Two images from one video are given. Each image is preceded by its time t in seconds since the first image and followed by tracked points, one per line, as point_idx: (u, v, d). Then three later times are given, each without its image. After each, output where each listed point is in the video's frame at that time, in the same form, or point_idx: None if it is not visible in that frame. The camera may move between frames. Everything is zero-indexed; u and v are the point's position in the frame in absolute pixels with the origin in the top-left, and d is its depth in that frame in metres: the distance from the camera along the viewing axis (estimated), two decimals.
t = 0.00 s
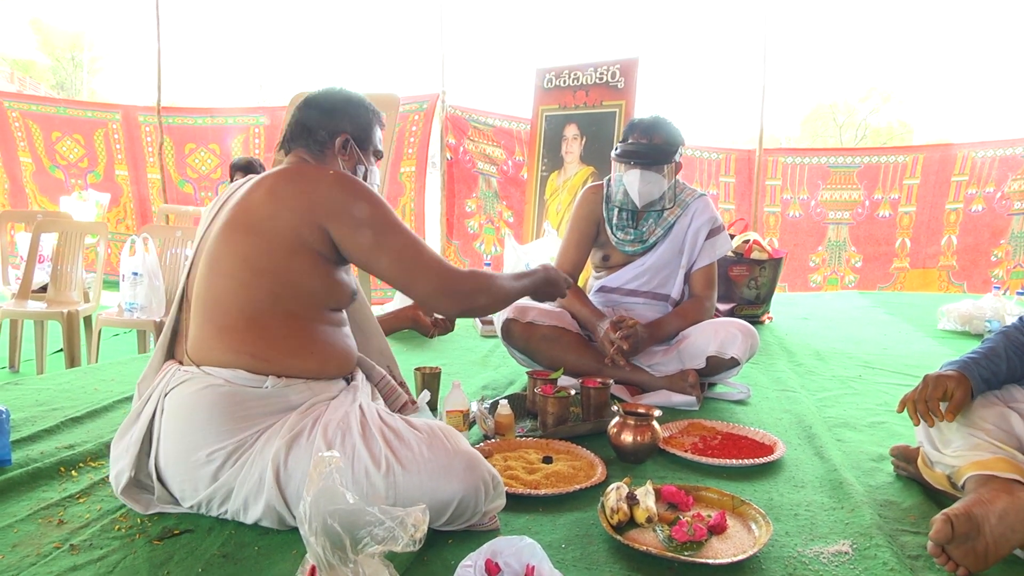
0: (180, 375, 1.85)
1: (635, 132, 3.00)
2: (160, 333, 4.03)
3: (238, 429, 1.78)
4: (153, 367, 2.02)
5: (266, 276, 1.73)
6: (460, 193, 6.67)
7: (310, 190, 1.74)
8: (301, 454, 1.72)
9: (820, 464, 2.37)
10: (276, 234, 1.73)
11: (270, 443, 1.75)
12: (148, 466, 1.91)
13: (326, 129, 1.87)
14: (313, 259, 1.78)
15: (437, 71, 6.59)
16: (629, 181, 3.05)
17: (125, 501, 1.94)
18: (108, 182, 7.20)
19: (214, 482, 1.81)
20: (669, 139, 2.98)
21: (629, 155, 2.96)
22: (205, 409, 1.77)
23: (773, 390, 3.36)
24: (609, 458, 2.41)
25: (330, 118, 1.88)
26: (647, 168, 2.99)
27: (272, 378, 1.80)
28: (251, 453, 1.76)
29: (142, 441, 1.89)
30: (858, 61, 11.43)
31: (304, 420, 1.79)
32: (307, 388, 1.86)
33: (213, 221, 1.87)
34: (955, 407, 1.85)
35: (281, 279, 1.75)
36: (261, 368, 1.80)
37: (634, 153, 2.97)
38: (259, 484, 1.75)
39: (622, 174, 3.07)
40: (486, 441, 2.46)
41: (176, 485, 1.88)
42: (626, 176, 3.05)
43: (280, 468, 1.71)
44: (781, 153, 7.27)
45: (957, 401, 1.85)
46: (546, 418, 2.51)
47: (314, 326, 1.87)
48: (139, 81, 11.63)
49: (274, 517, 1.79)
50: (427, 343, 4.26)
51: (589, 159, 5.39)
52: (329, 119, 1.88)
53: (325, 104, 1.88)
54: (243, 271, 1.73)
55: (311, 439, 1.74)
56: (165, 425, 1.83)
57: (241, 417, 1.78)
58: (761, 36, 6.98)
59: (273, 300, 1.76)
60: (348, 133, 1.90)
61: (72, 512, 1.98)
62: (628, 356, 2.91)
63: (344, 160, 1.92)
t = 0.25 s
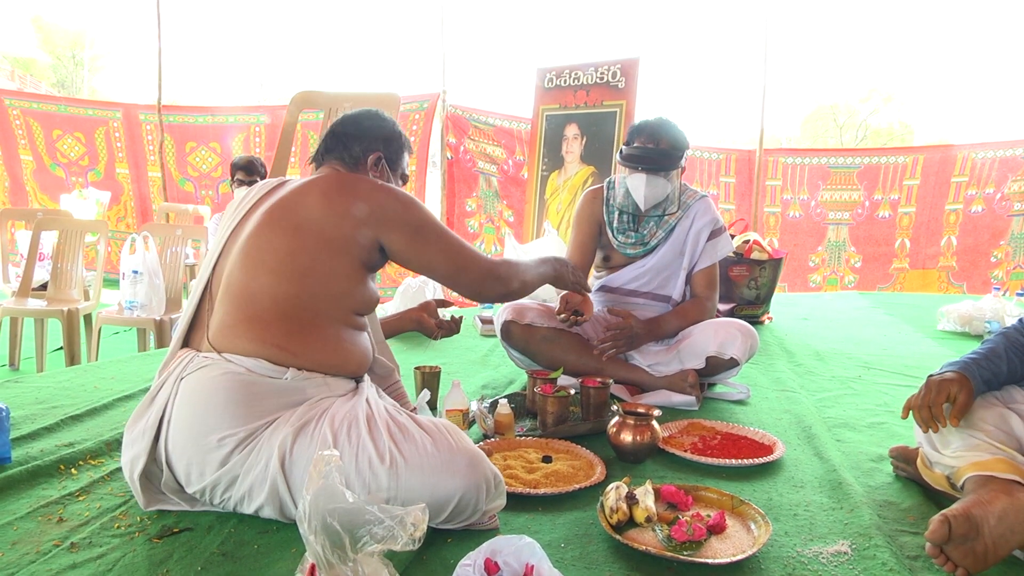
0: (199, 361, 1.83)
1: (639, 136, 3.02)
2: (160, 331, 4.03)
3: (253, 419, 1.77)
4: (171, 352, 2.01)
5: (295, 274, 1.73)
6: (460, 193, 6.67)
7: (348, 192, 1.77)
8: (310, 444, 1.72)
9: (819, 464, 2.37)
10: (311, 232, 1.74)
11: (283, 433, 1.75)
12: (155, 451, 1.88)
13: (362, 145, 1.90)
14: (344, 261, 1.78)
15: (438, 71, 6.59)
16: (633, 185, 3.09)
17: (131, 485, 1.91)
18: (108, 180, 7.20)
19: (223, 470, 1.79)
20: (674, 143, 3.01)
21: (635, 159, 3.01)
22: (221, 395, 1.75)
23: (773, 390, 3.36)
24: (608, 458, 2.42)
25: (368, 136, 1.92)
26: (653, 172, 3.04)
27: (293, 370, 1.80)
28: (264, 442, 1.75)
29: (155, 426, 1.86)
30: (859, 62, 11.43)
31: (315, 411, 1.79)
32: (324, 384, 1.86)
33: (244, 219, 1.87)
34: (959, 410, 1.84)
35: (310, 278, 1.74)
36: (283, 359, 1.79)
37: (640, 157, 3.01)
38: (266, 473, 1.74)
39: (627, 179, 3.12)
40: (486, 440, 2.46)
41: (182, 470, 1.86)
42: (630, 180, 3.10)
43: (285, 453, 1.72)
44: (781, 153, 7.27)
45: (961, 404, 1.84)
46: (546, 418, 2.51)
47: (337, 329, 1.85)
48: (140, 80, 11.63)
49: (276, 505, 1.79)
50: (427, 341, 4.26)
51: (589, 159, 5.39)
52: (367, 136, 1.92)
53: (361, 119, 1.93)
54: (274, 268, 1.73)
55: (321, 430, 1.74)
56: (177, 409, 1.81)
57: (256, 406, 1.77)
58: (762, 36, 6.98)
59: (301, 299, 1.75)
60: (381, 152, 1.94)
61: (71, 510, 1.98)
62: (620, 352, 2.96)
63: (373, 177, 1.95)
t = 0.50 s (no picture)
0: (181, 370, 1.84)
1: (654, 142, 2.91)
2: (159, 333, 4.03)
3: (237, 426, 1.77)
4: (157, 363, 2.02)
5: (258, 282, 1.73)
6: (459, 194, 6.70)
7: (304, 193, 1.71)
8: (299, 451, 1.72)
9: (818, 466, 2.37)
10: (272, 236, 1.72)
11: (268, 439, 1.75)
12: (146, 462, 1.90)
13: (364, 146, 1.90)
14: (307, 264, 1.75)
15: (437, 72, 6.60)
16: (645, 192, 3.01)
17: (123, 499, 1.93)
18: (107, 182, 7.20)
19: (212, 478, 1.80)
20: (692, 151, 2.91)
21: (647, 164, 2.93)
22: (204, 405, 1.77)
23: (771, 391, 3.36)
24: (607, 460, 2.42)
25: (370, 141, 1.90)
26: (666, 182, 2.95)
27: (272, 376, 1.82)
28: (250, 450, 1.76)
29: (142, 438, 1.87)
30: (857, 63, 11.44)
31: (302, 418, 1.78)
32: (307, 389, 1.87)
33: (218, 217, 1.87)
34: (961, 413, 1.85)
35: (277, 281, 1.74)
36: (262, 365, 1.81)
37: (652, 165, 2.91)
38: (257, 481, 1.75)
39: (637, 183, 3.05)
40: (485, 442, 2.46)
41: (175, 480, 1.87)
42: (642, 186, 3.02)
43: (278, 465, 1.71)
44: (780, 155, 7.28)
45: (963, 406, 1.85)
46: (545, 420, 2.51)
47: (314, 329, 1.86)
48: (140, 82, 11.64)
49: (271, 515, 1.80)
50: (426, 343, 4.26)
51: (588, 161, 5.39)
52: (369, 140, 1.90)
53: (374, 125, 1.93)
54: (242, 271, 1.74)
55: (310, 436, 1.74)
56: (164, 420, 1.83)
57: (240, 413, 1.77)
58: (760, 38, 6.99)
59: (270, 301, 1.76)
60: (378, 159, 1.90)
61: (70, 512, 1.98)
62: (621, 351, 2.96)
63: (365, 180, 1.91)
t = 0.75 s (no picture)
0: (165, 382, 1.85)
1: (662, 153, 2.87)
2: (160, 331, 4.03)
3: (226, 435, 1.78)
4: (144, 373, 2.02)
5: (223, 291, 1.75)
6: (460, 193, 6.70)
7: (256, 196, 1.70)
8: (293, 458, 1.72)
9: (818, 466, 2.37)
10: (229, 244, 1.72)
11: (260, 447, 1.75)
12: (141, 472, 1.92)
13: (333, 129, 1.85)
14: (267, 267, 1.76)
15: (439, 71, 6.59)
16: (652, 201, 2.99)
17: (120, 508, 1.95)
18: (109, 179, 7.20)
19: (207, 488, 1.81)
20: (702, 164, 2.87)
21: (653, 173, 2.91)
22: (191, 416, 1.77)
23: (771, 391, 3.36)
24: (607, 459, 2.42)
25: (341, 123, 1.85)
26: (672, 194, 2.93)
27: (254, 382, 1.82)
28: (242, 458, 1.76)
29: (133, 449, 1.88)
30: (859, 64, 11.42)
31: (294, 423, 1.78)
32: (295, 392, 1.88)
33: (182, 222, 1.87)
34: (964, 416, 1.84)
35: (240, 288, 1.75)
36: (244, 373, 1.82)
37: (659, 176, 2.90)
38: (252, 488, 1.75)
39: (643, 192, 3.04)
40: (485, 441, 2.46)
41: (170, 491, 1.88)
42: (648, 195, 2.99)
43: (272, 472, 1.71)
44: (781, 155, 7.27)
45: (966, 410, 1.84)
46: (545, 419, 2.51)
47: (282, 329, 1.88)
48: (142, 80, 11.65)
49: (272, 522, 1.79)
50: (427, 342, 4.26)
51: (589, 160, 5.39)
52: (338, 123, 1.85)
53: (344, 107, 1.88)
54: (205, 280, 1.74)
55: (304, 442, 1.74)
56: (154, 431, 1.83)
57: (227, 423, 1.78)
58: (762, 38, 6.99)
59: (236, 308, 1.77)
60: (349, 142, 1.86)
61: (70, 509, 1.98)
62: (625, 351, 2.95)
63: (335, 166, 1.88)
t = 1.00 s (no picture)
0: (173, 375, 1.85)
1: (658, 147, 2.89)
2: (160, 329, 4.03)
3: (231, 430, 1.77)
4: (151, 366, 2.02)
5: (235, 286, 1.75)
6: (461, 191, 6.70)
7: (271, 191, 1.71)
8: (296, 455, 1.72)
9: (819, 465, 2.37)
10: (242, 238, 1.73)
11: (264, 443, 1.75)
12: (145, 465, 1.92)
13: (353, 137, 1.85)
14: (280, 262, 1.77)
15: (439, 69, 6.58)
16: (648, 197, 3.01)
17: (123, 503, 1.95)
18: (110, 177, 7.20)
19: (211, 482, 1.81)
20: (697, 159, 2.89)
21: (649, 169, 2.92)
22: (197, 410, 1.77)
23: (772, 390, 3.36)
24: (608, 458, 2.41)
25: (360, 130, 1.86)
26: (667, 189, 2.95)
27: (263, 377, 1.82)
28: (247, 453, 1.76)
29: (137, 442, 1.89)
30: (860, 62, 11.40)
31: (299, 420, 1.78)
32: (299, 387, 1.88)
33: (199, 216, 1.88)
34: (967, 417, 1.84)
35: (253, 283, 1.76)
36: (252, 367, 1.82)
37: (654, 171, 2.91)
38: (255, 483, 1.75)
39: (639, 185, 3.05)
40: (486, 439, 2.46)
41: (174, 486, 1.88)
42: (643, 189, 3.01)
43: (276, 468, 1.71)
44: (782, 154, 7.26)
45: (968, 411, 1.84)
46: (546, 418, 2.51)
47: (292, 324, 1.88)
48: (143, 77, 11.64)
49: (273, 518, 1.79)
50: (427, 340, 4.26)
51: (590, 158, 5.38)
52: (358, 130, 1.86)
53: (365, 117, 1.88)
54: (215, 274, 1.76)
55: (308, 438, 1.74)
56: (159, 425, 1.84)
57: (233, 418, 1.77)
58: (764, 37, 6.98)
59: (247, 303, 1.78)
60: (367, 150, 1.86)
61: (72, 507, 1.98)
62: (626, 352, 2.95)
63: (351, 172, 1.88)
